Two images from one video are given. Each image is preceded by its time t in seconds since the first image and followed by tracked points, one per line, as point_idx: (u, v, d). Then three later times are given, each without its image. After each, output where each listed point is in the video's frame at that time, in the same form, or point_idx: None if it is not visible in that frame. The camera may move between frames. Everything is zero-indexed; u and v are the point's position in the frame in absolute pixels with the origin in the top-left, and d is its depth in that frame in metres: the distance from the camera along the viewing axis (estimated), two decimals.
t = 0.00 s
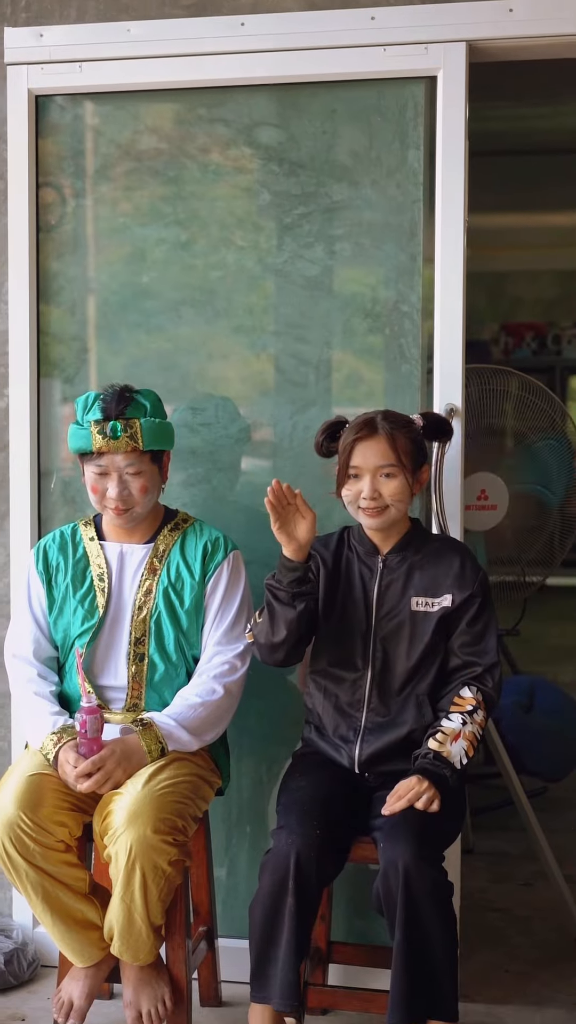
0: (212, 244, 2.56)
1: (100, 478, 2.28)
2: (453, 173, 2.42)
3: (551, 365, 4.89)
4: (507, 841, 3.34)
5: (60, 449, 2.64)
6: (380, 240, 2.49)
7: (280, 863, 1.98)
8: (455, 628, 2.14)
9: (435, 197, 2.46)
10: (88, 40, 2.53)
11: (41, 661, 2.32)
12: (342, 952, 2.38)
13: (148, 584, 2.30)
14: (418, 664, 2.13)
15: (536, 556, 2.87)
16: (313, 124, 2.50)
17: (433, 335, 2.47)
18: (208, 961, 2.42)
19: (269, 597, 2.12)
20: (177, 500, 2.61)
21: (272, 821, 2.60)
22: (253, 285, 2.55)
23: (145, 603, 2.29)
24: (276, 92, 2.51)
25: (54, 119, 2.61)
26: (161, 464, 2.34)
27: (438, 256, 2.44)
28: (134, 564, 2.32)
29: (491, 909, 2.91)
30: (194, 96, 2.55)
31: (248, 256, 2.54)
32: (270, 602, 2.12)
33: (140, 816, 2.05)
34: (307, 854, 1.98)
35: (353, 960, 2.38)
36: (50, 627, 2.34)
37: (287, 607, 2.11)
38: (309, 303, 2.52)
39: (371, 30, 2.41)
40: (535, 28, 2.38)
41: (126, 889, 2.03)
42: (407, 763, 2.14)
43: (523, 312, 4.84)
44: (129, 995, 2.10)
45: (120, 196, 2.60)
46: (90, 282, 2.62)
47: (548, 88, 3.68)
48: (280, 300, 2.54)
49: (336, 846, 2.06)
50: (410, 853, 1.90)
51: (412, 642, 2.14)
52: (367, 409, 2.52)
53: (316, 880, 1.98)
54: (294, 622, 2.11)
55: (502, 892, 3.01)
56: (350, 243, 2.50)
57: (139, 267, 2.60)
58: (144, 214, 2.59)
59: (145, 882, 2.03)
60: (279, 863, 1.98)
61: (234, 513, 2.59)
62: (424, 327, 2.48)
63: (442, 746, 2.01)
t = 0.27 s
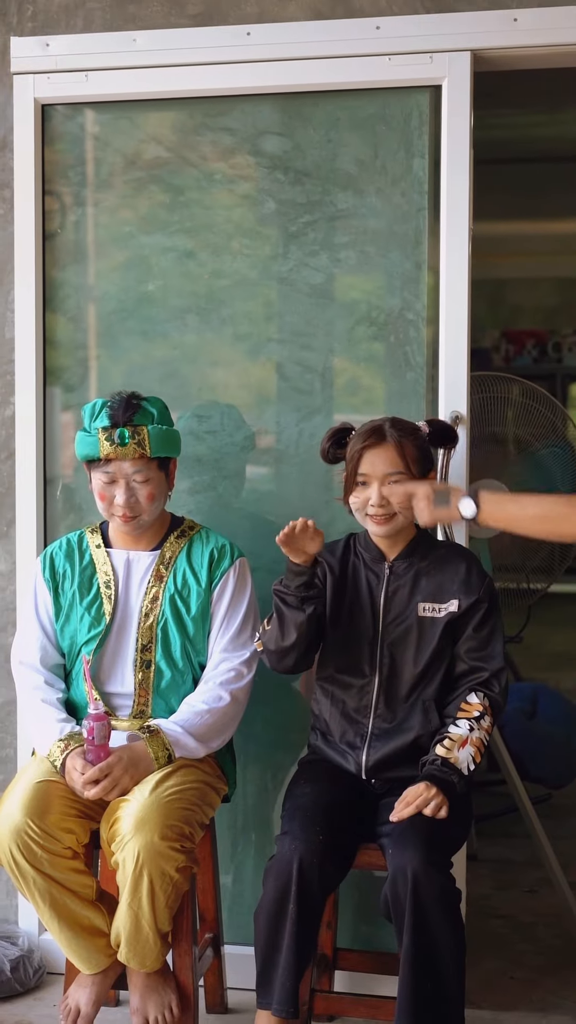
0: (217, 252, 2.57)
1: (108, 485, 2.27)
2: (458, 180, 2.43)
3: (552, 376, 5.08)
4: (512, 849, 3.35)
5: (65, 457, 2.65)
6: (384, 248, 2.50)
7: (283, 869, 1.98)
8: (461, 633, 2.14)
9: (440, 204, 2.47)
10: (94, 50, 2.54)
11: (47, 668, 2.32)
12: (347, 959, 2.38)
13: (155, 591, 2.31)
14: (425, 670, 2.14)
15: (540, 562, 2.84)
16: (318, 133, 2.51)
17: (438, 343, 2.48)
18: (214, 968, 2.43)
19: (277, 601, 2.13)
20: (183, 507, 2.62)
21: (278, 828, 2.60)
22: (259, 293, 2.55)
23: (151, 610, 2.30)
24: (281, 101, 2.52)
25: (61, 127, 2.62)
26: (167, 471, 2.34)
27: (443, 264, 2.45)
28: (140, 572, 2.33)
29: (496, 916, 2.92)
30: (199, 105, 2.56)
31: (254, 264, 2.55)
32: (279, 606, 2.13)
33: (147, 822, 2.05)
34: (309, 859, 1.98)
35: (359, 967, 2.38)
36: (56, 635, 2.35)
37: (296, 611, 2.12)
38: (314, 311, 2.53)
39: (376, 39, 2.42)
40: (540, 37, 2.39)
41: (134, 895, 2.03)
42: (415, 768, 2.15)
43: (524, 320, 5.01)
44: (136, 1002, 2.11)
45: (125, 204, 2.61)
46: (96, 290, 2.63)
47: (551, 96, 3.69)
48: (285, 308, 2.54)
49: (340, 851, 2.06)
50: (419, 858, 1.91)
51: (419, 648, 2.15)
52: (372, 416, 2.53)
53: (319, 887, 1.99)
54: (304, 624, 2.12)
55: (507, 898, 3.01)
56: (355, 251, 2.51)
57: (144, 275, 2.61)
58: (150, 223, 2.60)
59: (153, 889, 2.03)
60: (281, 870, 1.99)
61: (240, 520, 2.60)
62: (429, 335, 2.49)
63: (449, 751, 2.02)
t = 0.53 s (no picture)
0: (221, 260, 2.58)
1: (116, 492, 2.28)
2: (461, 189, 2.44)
3: (551, 381, 4.94)
4: (514, 855, 3.35)
5: (70, 465, 2.66)
6: (388, 256, 2.51)
7: (290, 875, 1.99)
8: (466, 640, 2.15)
9: (443, 213, 2.48)
10: (99, 59, 2.55)
11: (53, 675, 2.33)
12: (351, 966, 2.38)
13: (160, 598, 2.32)
14: (430, 677, 2.14)
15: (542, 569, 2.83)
16: (322, 142, 2.52)
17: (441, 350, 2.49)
18: (219, 975, 2.43)
19: (282, 605, 2.14)
20: (187, 514, 2.62)
21: (282, 835, 2.60)
22: (263, 301, 2.56)
23: (156, 617, 2.31)
24: (285, 110, 2.53)
25: (65, 136, 2.63)
26: (173, 476, 2.35)
27: (447, 272, 2.46)
28: (145, 579, 2.34)
29: (499, 922, 2.92)
30: (203, 114, 2.57)
31: (258, 272, 2.56)
32: (284, 609, 2.14)
33: (153, 829, 2.06)
34: (315, 865, 1.99)
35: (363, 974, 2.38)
36: (62, 642, 2.36)
37: (301, 614, 2.13)
38: (317, 319, 2.54)
39: (380, 49, 2.43)
40: (542, 47, 2.40)
41: (139, 902, 2.03)
42: (420, 775, 2.15)
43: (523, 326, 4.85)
44: (141, 1009, 2.11)
45: (130, 213, 2.62)
46: (100, 298, 2.64)
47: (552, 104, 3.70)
48: (289, 316, 2.55)
49: (345, 857, 2.06)
50: (425, 864, 1.92)
51: (423, 655, 2.15)
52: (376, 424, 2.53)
53: (326, 893, 1.99)
54: (309, 625, 2.12)
55: (510, 904, 3.02)
56: (358, 259, 2.52)
57: (149, 283, 2.61)
58: (154, 231, 2.61)
59: (159, 895, 2.03)
60: (288, 876, 1.99)
61: (244, 527, 2.60)
62: (433, 343, 2.50)
63: (455, 759, 2.03)
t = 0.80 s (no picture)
0: (222, 261, 2.58)
1: (120, 489, 2.28)
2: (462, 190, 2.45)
3: (548, 383, 4.88)
4: (513, 855, 3.36)
5: (70, 466, 2.66)
6: (389, 257, 2.51)
7: (292, 874, 1.99)
8: (467, 640, 2.16)
9: (444, 214, 2.48)
10: (99, 61, 2.55)
11: (54, 676, 2.34)
12: (352, 966, 2.39)
13: (161, 598, 2.32)
14: (432, 677, 2.15)
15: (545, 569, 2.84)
16: (323, 143, 2.53)
17: (442, 351, 2.50)
18: (220, 975, 2.43)
19: (288, 607, 2.14)
20: (187, 515, 2.62)
21: (282, 835, 2.61)
22: (263, 303, 2.57)
23: (158, 618, 2.31)
24: (285, 111, 2.54)
25: (66, 137, 2.64)
26: (175, 475, 2.36)
27: (447, 273, 2.47)
28: (147, 579, 2.34)
29: (498, 922, 2.92)
30: (204, 116, 2.58)
31: (258, 273, 2.57)
32: (289, 610, 2.15)
33: (155, 828, 2.06)
34: (317, 865, 1.99)
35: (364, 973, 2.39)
36: (63, 643, 2.36)
37: (306, 616, 2.14)
38: (318, 321, 2.55)
39: (380, 50, 2.44)
40: (542, 49, 2.41)
41: (142, 902, 2.03)
42: (421, 775, 2.15)
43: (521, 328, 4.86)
44: (143, 1008, 2.11)
45: (131, 214, 2.62)
46: (101, 299, 2.64)
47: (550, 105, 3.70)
48: (290, 317, 2.56)
49: (347, 857, 2.07)
50: (426, 863, 1.92)
51: (425, 655, 2.16)
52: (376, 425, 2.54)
53: (327, 892, 2.00)
54: (314, 630, 2.13)
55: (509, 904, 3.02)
56: (359, 260, 2.53)
57: (149, 284, 2.62)
58: (155, 232, 2.61)
59: (161, 894, 2.04)
60: (290, 875, 1.99)
61: (245, 528, 2.61)
62: (433, 343, 2.51)
63: (456, 759, 2.03)
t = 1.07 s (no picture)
0: (222, 261, 2.59)
1: (129, 464, 2.30)
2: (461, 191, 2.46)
3: (542, 383, 4.86)
4: (510, 854, 3.36)
5: (70, 465, 2.66)
6: (388, 258, 2.52)
7: (292, 872, 2.00)
8: (467, 639, 2.17)
9: (443, 214, 2.49)
10: (99, 61, 2.56)
11: (53, 674, 2.34)
12: (352, 964, 2.40)
13: (162, 596, 2.33)
14: (431, 676, 2.16)
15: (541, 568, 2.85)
16: (323, 143, 2.54)
17: (441, 351, 2.51)
18: (219, 973, 2.44)
19: (285, 609, 2.16)
20: (186, 515, 2.63)
21: (281, 834, 2.62)
22: (263, 302, 2.57)
23: (159, 615, 2.32)
24: (285, 112, 2.55)
25: (66, 137, 2.64)
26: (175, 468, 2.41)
27: (446, 274, 2.48)
28: (147, 577, 2.35)
29: (496, 920, 2.93)
30: (204, 116, 2.58)
31: (258, 273, 2.57)
32: (287, 613, 2.16)
33: (156, 826, 2.07)
34: (317, 863, 2.00)
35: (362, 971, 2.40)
36: (63, 641, 2.36)
37: (302, 616, 2.15)
38: (317, 320, 2.55)
39: (380, 51, 2.45)
40: (541, 50, 2.42)
41: (142, 899, 2.04)
42: (421, 773, 2.16)
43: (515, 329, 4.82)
44: (143, 1006, 2.11)
45: (131, 214, 2.62)
46: (101, 298, 2.65)
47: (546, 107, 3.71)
48: (289, 317, 2.56)
49: (346, 855, 2.07)
50: (426, 861, 1.93)
51: (424, 654, 2.17)
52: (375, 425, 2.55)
53: (327, 890, 2.00)
54: (311, 631, 2.14)
55: (507, 902, 3.03)
56: (358, 261, 2.53)
57: (149, 283, 2.62)
58: (154, 232, 2.61)
59: (161, 892, 2.04)
60: (290, 873, 2.00)
61: (244, 527, 2.61)
62: (432, 343, 2.52)
63: (456, 757, 2.04)
